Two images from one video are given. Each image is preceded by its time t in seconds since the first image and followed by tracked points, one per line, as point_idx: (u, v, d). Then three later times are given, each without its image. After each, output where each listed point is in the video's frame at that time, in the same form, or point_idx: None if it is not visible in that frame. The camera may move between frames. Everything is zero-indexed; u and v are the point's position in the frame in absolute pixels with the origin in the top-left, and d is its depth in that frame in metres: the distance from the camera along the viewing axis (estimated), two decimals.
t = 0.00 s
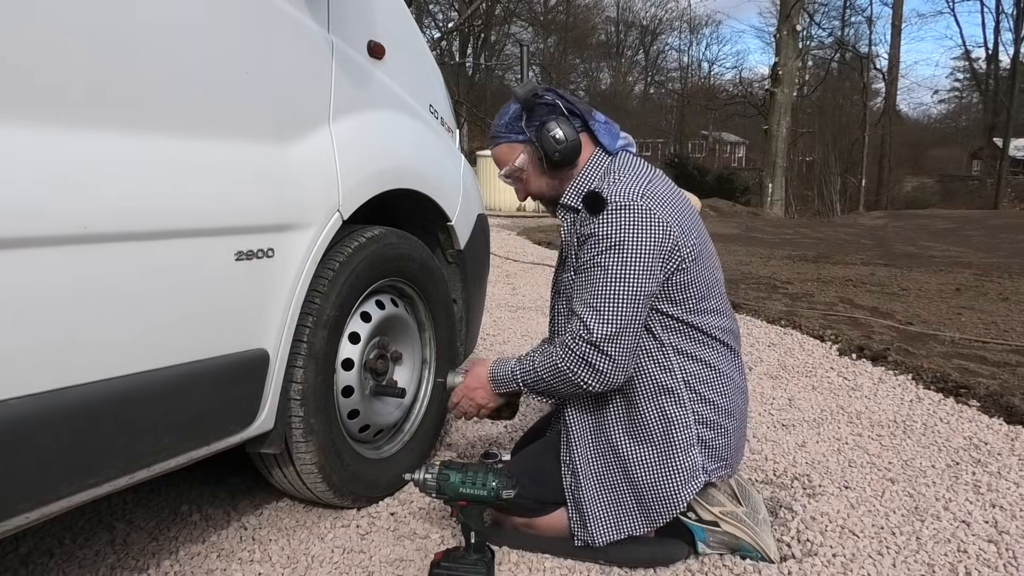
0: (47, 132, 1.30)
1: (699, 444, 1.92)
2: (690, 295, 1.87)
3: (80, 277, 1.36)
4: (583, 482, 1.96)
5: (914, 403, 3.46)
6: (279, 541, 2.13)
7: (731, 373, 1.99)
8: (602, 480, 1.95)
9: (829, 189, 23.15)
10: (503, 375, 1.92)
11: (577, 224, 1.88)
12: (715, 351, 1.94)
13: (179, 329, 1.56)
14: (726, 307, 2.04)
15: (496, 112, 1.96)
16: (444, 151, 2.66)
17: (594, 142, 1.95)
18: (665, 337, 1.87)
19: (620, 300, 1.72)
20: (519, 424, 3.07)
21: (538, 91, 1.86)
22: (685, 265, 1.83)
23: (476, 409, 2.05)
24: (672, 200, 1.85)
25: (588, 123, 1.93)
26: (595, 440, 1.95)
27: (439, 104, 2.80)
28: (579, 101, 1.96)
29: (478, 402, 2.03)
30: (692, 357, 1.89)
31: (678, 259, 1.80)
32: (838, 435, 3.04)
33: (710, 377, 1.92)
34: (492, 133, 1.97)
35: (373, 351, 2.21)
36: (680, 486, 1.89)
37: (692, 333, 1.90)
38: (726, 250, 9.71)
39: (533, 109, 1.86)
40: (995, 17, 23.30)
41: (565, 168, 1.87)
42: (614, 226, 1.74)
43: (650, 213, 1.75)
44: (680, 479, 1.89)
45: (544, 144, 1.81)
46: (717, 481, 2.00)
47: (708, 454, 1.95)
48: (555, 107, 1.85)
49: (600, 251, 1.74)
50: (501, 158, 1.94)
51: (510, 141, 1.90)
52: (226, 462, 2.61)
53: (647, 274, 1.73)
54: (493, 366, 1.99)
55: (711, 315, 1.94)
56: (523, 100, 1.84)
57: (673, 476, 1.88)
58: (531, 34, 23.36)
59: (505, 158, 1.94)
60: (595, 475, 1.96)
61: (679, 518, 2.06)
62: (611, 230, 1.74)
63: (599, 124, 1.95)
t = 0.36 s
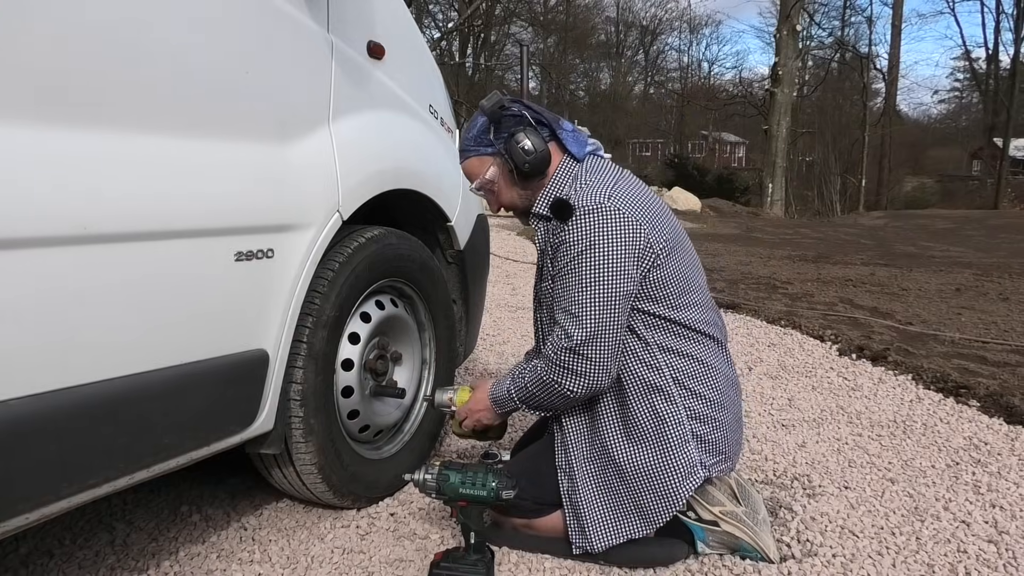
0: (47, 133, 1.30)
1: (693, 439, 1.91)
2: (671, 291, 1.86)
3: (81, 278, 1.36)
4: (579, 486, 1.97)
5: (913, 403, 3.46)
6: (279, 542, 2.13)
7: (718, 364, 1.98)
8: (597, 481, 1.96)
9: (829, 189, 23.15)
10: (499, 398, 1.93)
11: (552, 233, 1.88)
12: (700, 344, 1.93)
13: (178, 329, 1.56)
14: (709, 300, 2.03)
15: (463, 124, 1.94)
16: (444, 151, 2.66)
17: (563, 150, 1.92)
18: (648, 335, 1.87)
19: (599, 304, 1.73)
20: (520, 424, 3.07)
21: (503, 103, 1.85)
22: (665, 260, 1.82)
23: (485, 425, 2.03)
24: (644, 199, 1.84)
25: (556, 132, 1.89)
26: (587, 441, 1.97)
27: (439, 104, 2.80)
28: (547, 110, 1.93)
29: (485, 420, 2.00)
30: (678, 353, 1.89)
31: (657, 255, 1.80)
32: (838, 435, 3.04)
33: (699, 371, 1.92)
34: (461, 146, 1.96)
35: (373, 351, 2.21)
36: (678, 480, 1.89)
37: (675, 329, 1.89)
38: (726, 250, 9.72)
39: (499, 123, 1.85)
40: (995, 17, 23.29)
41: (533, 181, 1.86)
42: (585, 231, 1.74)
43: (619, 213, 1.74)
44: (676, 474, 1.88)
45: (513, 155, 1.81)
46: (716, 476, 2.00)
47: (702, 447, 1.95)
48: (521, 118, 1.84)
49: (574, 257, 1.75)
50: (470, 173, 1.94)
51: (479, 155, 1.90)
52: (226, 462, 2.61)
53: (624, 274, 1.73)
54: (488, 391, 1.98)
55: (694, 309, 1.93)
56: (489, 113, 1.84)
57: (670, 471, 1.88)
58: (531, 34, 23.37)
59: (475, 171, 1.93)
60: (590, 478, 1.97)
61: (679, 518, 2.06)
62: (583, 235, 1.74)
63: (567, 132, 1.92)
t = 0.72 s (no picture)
0: (47, 133, 1.30)
1: (693, 442, 1.91)
2: (671, 294, 1.86)
3: (80, 278, 1.36)
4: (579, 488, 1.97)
5: (913, 404, 3.46)
6: (278, 541, 2.13)
7: (719, 367, 1.98)
8: (597, 484, 1.96)
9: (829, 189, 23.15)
10: (495, 397, 1.94)
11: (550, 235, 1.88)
12: (700, 347, 1.93)
13: (179, 328, 1.56)
14: (709, 302, 2.03)
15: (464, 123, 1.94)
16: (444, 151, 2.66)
17: (563, 152, 1.92)
18: (648, 338, 1.87)
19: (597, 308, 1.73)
20: (519, 425, 3.07)
21: (505, 104, 1.85)
22: (664, 263, 1.82)
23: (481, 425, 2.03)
24: (642, 202, 1.84)
25: (557, 134, 1.89)
26: (587, 444, 1.97)
27: (439, 105, 2.80)
28: (548, 111, 1.93)
29: (479, 420, 2.01)
30: (678, 356, 1.89)
31: (656, 258, 1.79)
32: (838, 436, 3.05)
33: (699, 374, 1.91)
34: (460, 145, 1.95)
35: (372, 351, 2.21)
36: (679, 483, 1.89)
37: (675, 332, 1.89)
38: (727, 250, 9.72)
39: (501, 123, 1.85)
40: (995, 18, 23.30)
41: (533, 182, 1.86)
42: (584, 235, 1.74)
43: (617, 218, 1.74)
44: (677, 477, 1.88)
45: (513, 157, 1.81)
46: (716, 478, 2.00)
47: (703, 450, 1.94)
48: (522, 120, 1.85)
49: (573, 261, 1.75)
50: (470, 172, 1.93)
51: (479, 154, 1.89)
52: (226, 462, 2.61)
53: (624, 278, 1.73)
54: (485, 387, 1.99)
55: (694, 312, 1.93)
56: (491, 114, 1.84)
57: (670, 474, 1.88)
58: (531, 34, 23.38)
59: (475, 170, 1.92)
60: (590, 481, 1.97)
61: (678, 518, 2.06)
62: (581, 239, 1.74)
63: (567, 135, 1.91)
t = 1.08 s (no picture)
0: (47, 133, 1.30)
1: (693, 441, 1.91)
2: (670, 292, 1.86)
3: (80, 277, 1.36)
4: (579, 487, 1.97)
5: (913, 404, 3.46)
6: (278, 541, 2.12)
7: (719, 367, 1.98)
8: (596, 482, 1.96)
9: (829, 189, 23.15)
10: (495, 391, 1.93)
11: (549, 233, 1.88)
12: (700, 346, 1.93)
13: (179, 327, 1.56)
14: (708, 302, 2.03)
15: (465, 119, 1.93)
16: (444, 150, 2.66)
17: (564, 151, 1.92)
18: (647, 336, 1.87)
19: (596, 306, 1.73)
20: (519, 425, 3.07)
21: (508, 100, 1.85)
22: (663, 261, 1.82)
23: (477, 422, 2.02)
24: (642, 201, 1.84)
25: (558, 133, 1.90)
26: (586, 444, 1.97)
27: (439, 104, 2.80)
28: (549, 111, 1.94)
29: (475, 415, 2.00)
30: (677, 355, 1.89)
31: (656, 257, 1.80)
32: (838, 436, 3.05)
33: (699, 373, 1.92)
34: (460, 141, 1.94)
35: (372, 351, 2.21)
36: (679, 482, 1.89)
37: (674, 331, 1.89)
38: (726, 250, 9.72)
39: (502, 120, 1.84)
40: (995, 17, 23.31)
41: (534, 180, 1.86)
42: (582, 233, 1.74)
43: (616, 215, 1.74)
44: (676, 477, 1.88)
45: (515, 154, 1.81)
46: (716, 477, 2.00)
47: (703, 449, 1.94)
48: (524, 116, 1.85)
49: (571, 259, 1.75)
50: (470, 168, 1.91)
51: (480, 150, 1.88)
52: (226, 462, 2.61)
53: (622, 276, 1.73)
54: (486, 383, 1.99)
55: (693, 311, 1.93)
56: (493, 109, 1.84)
57: (670, 473, 1.88)
58: (531, 33, 23.38)
59: (476, 167, 1.90)
60: (589, 481, 1.96)
61: (678, 518, 2.05)
62: (580, 237, 1.74)
63: (568, 134, 1.92)
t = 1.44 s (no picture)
0: (48, 132, 1.30)
1: (685, 437, 1.91)
2: (660, 288, 1.85)
3: (80, 277, 1.36)
4: (569, 484, 1.97)
5: (913, 403, 3.46)
6: (278, 541, 2.12)
7: (713, 362, 1.97)
8: (587, 478, 1.97)
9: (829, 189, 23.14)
10: (461, 380, 1.93)
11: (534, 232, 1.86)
12: (693, 341, 1.92)
13: (179, 326, 1.56)
14: (701, 298, 2.02)
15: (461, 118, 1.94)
16: (444, 150, 2.66)
17: (555, 152, 1.93)
18: (636, 333, 1.86)
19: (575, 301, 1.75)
20: (519, 424, 3.07)
21: (500, 102, 1.84)
22: (651, 257, 1.82)
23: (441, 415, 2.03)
24: (630, 199, 1.84)
25: (550, 134, 1.90)
26: (577, 440, 1.97)
27: (439, 103, 2.80)
28: (543, 112, 1.94)
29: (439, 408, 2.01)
30: (668, 351, 1.88)
31: (642, 253, 1.80)
32: (838, 436, 3.05)
33: (691, 369, 1.91)
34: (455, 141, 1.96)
35: (372, 350, 2.21)
36: (670, 477, 1.89)
37: (666, 327, 1.88)
38: (726, 250, 9.72)
39: (495, 120, 1.84)
40: (995, 17, 23.31)
41: (524, 182, 1.86)
42: (562, 230, 1.75)
43: (599, 214, 1.74)
44: (667, 471, 1.88)
45: (505, 155, 1.81)
46: (711, 473, 1.98)
47: (696, 444, 1.94)
48: (517, 118, 1.84)
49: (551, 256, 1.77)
50: (463, 167, 1.93)
51: (472, 151, 1.90)
52: (225, 461, 2.61)
53: (604, 271, 1.75)
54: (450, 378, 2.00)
55: (686, 307, 1.92)
56: (486, 111, 1.82)
57: (661, 468, 1.88)
58: (531, 33, 23.38)
59: (468, 166, 1.92)
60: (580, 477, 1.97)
61: (678, 516, 2.05)
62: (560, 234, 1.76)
63: (560, 135, 1.92)
